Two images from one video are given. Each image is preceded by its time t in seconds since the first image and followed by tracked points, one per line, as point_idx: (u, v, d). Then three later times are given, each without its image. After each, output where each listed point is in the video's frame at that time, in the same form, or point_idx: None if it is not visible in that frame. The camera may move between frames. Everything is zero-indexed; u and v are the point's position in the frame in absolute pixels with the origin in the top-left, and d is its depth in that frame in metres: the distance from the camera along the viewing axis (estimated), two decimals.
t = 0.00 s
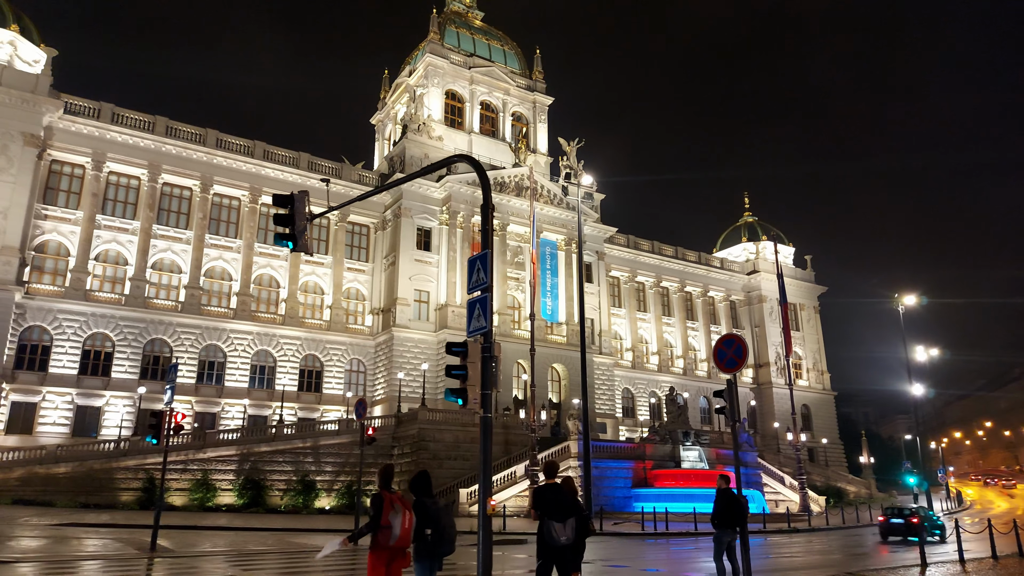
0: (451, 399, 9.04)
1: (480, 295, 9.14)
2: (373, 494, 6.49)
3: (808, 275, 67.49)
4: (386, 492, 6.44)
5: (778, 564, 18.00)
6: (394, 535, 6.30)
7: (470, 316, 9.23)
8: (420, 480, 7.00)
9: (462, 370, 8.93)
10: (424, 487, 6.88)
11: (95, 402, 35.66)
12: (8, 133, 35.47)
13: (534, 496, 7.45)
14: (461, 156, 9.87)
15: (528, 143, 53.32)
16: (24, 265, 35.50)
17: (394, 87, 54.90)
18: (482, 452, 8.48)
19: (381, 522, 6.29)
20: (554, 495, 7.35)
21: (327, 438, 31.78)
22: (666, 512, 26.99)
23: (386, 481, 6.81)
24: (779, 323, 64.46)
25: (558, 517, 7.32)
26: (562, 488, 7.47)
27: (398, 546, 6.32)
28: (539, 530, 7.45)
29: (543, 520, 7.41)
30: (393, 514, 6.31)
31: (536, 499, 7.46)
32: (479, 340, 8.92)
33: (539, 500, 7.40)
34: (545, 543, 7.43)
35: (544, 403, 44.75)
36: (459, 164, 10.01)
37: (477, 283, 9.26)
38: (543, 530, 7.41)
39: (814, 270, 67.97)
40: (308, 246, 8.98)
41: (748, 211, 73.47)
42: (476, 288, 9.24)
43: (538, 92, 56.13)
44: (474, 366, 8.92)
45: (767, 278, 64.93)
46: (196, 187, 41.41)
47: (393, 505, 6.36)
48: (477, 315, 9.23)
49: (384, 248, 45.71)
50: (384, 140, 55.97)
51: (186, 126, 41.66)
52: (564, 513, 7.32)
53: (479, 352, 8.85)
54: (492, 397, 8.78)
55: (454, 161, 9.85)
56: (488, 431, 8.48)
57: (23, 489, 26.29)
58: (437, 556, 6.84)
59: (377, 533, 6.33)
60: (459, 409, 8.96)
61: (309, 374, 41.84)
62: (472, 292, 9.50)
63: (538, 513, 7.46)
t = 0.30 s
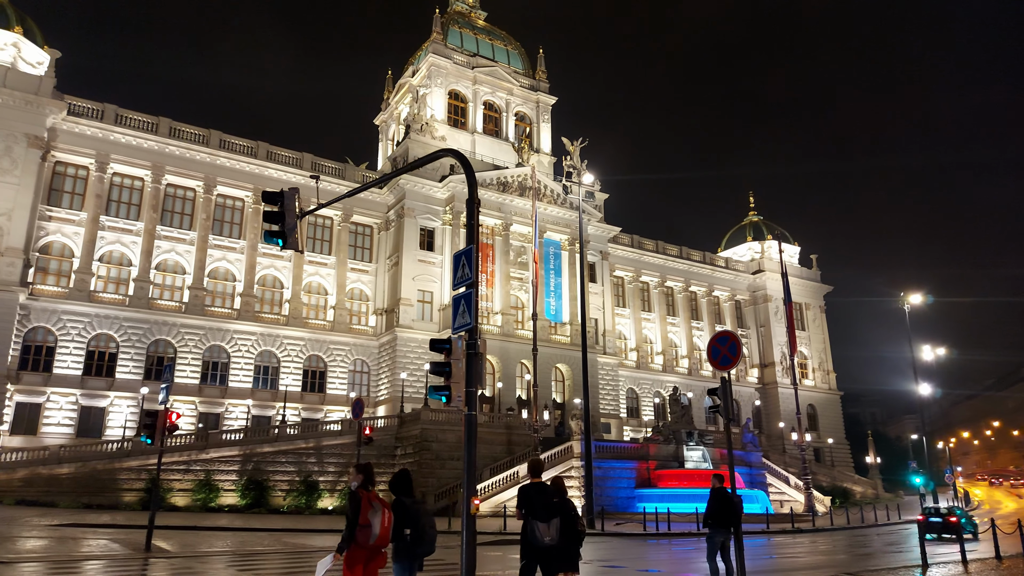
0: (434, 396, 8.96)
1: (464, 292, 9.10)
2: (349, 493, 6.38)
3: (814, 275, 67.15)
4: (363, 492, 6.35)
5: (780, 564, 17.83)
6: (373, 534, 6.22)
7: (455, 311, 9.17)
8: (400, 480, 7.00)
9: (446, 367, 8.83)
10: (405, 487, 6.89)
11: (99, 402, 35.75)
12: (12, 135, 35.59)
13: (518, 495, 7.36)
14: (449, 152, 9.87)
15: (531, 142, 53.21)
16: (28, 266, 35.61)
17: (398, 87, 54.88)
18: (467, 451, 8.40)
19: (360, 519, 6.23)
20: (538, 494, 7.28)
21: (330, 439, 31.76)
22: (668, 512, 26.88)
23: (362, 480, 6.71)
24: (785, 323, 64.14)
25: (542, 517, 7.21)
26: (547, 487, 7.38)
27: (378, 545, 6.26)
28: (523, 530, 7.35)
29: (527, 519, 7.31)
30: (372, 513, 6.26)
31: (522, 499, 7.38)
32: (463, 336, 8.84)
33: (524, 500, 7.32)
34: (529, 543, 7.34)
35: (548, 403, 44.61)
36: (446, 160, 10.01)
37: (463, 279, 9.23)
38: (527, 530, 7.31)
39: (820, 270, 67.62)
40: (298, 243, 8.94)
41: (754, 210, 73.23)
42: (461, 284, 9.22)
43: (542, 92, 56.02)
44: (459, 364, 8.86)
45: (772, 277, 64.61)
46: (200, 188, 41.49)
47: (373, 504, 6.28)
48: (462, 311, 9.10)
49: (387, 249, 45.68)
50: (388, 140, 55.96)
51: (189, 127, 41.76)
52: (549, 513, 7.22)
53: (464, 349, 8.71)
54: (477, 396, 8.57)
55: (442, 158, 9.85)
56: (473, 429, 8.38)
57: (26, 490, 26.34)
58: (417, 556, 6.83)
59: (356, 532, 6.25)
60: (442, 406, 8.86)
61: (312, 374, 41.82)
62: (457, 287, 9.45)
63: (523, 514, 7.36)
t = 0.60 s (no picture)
0: (420, 396, 8.88)
1: (452, 290, 9.08)
2: (327, 495, 6.25)
3: (823, 274, 66.71)
4: (342, 494, 6.23)
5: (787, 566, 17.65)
6: (353, 537, 6.11)
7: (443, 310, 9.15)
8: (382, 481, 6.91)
9: (432, 367, 8.73)
10: (387, 488, 6.77)
11: (107, 403, 35.86)
12: (19, 137, 35.76)
13: (507, 496, 7.27)
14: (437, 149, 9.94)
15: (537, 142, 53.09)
16: (36, 268, 35.77)
17: (403, 88, 54.87)
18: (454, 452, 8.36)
19: (339, 521, 6.09)
20: (528, 495, 7.21)
21: (334, 439, 31.77)
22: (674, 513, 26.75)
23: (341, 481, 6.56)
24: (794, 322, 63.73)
25: (531, 518, 7.15)
26: (535, 489, 7.34)
27: (357, 548, 6.13)
28: (511, 532, 7.28)
29: (516, 521, 7.22)
30: (352, 515, 6.12)
31: (510, 500, 7.33)
32: (450, 334, 8.82)
33: (512, 501, 7.27)
34: (518, 545, 7.24)
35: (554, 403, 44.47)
36: (433, 156, 10.09)
37: (450, 277, 9.24)
38: (515, 532, 7.22)
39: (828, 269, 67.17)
40: (291, 242, 8.94)
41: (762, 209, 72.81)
42: (449, 281, 9.21)
43: (547, 92, 55.89)
44: (447, 363, 8.81)
45: (780, 276, 64.21)
46: (206, 189, 41.61)
47: (353, 506, 6.17)
48: (449, 310, 9.11)
49: (393, 249, 45.68)
50: (393, 141, 55.97)
51: (195, 128, 41.90)
52: (539, 514, 7.14)
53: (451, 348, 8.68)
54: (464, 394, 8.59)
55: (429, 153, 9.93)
56: (460, 429, 8.30)
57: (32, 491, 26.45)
58: (398, 559, 6.73)
59: (334, 535, 6.11)
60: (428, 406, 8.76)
61: (318, 375, 41.86)
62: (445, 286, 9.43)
63: (512, 515, 7.27)
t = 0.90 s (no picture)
0: (414, 392, 8.84)
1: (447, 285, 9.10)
2: (317, 493, 6.16)
3: (839, 272, 66.05)
4: (334, 492, 6.16)
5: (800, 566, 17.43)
6: (347, 536, 6.08)
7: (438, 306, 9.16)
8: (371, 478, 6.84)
9: (427, 363, 8.68)
10: (379, 486, 6.73)
11: (122, 403, 36.16)
12: (34, 141, 36.16)
13: (503, 494, 7.22)
14: (433, 143, 9.90)
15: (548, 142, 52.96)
16: (52, 270, 36.16)
17: (415, 89, 54.95)
18: (449, 449, 8.32)
19: (333, 520, 6.05)
20: (525, 493, 7.17)
21: (347, 439, 31.83)
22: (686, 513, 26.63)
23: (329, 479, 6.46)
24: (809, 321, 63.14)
25: (529, 516, 7.12)
26: (532, 487, 7.31)
27: (350, 547, 6.11)
28: (508, 530, 7.22)
29: (513, 519, 7.18)
30: (345, 514, 6.10)
31: (507, 498, 7.26)
32: (444, 330, 8.83)
33: (510, 499, 7.20)
34: (514, 544, 7.19)
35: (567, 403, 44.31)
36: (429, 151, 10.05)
37: (445, 272, 9.24)
38: (512, 529, 7.17)
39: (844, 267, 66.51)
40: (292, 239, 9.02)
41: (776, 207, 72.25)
42: (444, 276, 9.23)
43: (559, 91, 55.77)
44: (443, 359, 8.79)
45: (795, 275, 63.63)
46: (219, 191, 41.89)
47: (346, 505, 6.15)
48: (444, 306, 9.13)
49: (405, 249, 45.74)
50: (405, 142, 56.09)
51: (209, 131, 42.20)
52: (536, 513, 7.11)
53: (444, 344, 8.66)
54: (459, 390, 8.58)
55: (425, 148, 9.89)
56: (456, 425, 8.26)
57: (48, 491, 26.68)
58: (388, 557, 6.68)
59: (327, 534, 6.07)
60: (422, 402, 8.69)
61: (331, 375, 41.98)
62: (440, 281, 9.45)
63: (508, 513, 7.22)
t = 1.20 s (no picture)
0: (414, 391, 8.72)
1: (448, 282, 9.04)
2: (322, 495, 6.04)
3: (861, 269, 65.08)
4: (340, 494, 6.05)
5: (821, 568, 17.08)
6: (355, 538, 5.99)
7: (439, 303, 9.10)
8: (372, 479, 6.78)
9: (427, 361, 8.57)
10: (379, 487, 6.67)
11: (144, 406, 36.48)
12: (55, 146, 36.65)
13: (507, 494, 7.16)
14: (435, 138, 9.78)
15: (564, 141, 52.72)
16: (73, 274, 36.61)
17: (430, 90, 55.00)
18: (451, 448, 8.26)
19: (340, 522, 5.95)
20: (529, 493, 7.13)
21: (364, 440, 31.84)
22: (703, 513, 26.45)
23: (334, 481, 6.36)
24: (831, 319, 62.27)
25: (533, 518, 7.09)
26: (535, 487, 7.27)
27: (358, 550, 6.01)
28: (511, 532, 7.18)
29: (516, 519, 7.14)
30: (353, 515, 6.01)
31: (510, 498, 7.22)
32: (446, 327, 8.74)
33: (513, 499, 7.17)
34: (517, 545, 7.16)
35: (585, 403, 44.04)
36: (432, 147, 9.95)
37: (447, 269, 9.16)
38: (515, 530, 7.13)
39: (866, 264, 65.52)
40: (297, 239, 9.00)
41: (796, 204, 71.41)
42: (445, 273, 9.16)
43: (574, 90, 55.51)
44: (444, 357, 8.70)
45: (816, 272, 62.81)
46: (237, 195, 42.19)
47: (353, 506, 6.06)
48: (445, 303, 9.06)
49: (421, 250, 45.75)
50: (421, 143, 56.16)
51: (226, 135, 42.54)
52: (539, 513, 7.09)
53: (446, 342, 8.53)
54: (460, 388, 8.47)
55: (428, 144, 9.78)
56: (457, 424, 8.18)
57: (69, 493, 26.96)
58: (389, 559, 6.63)
59: (335, 536, 5.96)
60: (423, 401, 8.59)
61: (349, 376, 42.11)
62: (441, 278, 9.36)
63: (511, 514, 7.18)
